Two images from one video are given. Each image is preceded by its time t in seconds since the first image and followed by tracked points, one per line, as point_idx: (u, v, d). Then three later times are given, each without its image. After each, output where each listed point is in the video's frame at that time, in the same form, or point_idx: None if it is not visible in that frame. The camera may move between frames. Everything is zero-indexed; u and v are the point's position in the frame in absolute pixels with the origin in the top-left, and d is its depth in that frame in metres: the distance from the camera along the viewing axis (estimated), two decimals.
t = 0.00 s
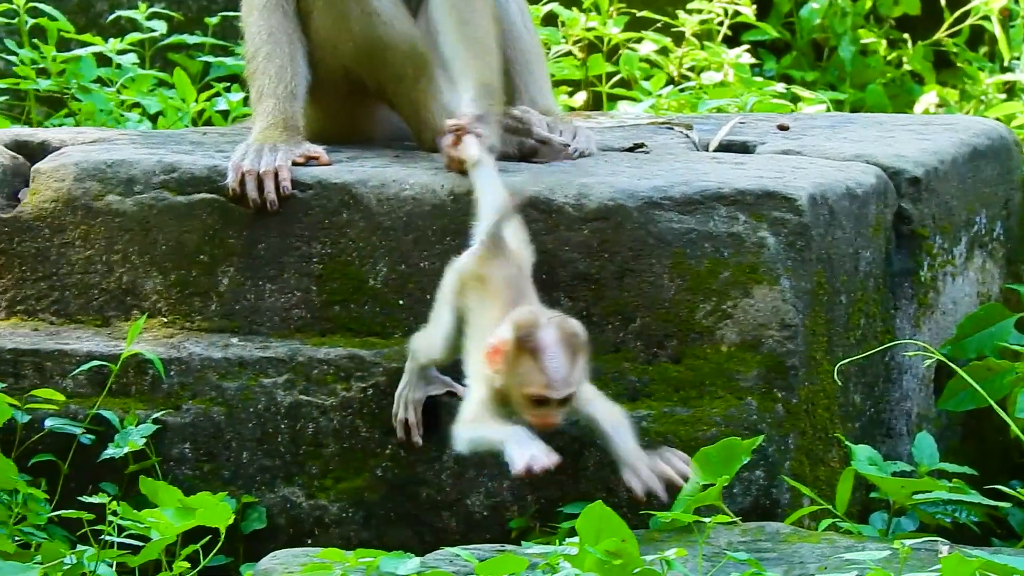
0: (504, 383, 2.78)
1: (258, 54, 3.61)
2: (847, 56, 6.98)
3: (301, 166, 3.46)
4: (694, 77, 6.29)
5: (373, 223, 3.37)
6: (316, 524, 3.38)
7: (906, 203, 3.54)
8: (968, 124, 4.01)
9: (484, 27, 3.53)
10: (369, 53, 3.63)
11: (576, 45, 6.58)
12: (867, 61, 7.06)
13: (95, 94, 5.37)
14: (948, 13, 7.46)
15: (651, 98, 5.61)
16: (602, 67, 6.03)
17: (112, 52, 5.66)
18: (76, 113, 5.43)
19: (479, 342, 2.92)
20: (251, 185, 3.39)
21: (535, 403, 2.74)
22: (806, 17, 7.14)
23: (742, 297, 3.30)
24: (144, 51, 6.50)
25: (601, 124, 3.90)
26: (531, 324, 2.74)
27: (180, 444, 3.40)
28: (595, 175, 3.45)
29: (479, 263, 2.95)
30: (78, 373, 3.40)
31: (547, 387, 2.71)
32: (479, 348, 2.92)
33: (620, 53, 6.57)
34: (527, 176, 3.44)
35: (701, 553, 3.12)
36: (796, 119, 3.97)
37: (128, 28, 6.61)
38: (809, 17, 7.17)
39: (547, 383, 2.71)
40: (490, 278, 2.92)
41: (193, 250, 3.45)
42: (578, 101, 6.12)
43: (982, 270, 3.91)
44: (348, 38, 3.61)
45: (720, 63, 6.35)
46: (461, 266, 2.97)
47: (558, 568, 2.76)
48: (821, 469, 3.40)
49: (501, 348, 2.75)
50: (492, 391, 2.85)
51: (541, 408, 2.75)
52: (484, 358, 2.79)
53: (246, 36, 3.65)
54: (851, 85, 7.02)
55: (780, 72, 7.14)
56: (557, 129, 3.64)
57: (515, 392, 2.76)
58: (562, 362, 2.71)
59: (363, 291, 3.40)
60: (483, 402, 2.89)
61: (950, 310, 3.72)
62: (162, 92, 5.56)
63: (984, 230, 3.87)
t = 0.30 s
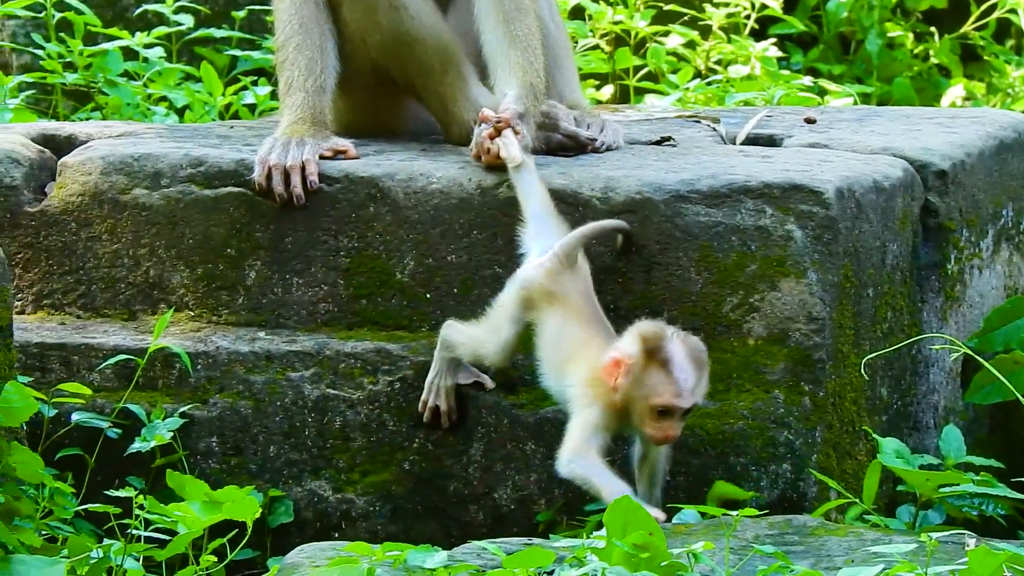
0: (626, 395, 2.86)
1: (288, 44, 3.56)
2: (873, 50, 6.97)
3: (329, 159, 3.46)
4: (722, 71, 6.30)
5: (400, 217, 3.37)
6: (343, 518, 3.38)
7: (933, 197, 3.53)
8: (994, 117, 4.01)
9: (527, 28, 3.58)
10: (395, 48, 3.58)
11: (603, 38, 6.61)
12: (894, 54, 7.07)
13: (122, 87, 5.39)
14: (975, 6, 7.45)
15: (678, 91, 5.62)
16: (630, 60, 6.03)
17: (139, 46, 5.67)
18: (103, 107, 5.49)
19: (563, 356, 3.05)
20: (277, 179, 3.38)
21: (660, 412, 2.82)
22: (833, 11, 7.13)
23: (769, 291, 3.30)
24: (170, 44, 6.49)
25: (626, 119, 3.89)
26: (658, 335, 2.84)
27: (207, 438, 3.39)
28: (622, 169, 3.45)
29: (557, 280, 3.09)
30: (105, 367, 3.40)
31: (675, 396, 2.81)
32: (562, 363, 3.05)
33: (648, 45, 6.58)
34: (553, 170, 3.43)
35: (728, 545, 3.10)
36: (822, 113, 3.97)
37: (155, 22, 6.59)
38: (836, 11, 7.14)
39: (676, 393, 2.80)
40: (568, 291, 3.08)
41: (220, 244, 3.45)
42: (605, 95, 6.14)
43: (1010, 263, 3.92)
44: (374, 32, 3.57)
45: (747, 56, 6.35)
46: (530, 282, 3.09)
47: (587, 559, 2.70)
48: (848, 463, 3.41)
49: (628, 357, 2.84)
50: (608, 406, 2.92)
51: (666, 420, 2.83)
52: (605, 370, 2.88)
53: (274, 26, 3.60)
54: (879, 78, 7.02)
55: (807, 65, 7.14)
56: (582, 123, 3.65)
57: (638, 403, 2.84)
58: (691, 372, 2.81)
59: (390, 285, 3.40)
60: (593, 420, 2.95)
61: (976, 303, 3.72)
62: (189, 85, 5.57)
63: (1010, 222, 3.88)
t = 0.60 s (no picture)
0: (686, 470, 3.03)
1: (305, 38, 3.57)
2: (891, 44, 7.00)
3: (346, 152, 3.45)
4: (740, 65, 6.34)
5: (417, 210, 3.38)
6: (361, 512, 3.37)
7: (949, 190, 3.54)
8: (1010, 109, 4.02)
9: (562, 25, 3.70)
10: (409, 42, 3.56)
11: (620, 31, 6.65)
12: (912, 47, 7.13)
13: (139, 81, 5.39)
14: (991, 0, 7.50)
15: (696, 84, 5.63)
16: (647, 54, 6.06)
17: (154, 39, 5.68)
18: (119, 100, 5.47)
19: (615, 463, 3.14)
20: (296, 172, 3.38)
21: (721, 479, 2.98)
22: (851, 5, 7.15)
23: (787, 284, 3.31)
24: (187, 38, 6.50)
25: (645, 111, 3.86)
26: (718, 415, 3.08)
27: (224, 432, 3.39)
28: (639, 162, 3.44)
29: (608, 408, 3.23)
30: (122, 361, 3.40)
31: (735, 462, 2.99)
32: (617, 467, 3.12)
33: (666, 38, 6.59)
34: (571, 163, 3.43)
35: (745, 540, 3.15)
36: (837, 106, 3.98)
37: (172, 15, 6.59)
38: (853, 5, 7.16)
39: (735, 457, 3.01)
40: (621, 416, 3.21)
41: (237, 237, 3.45)
42: (622, 88, 6.18)
43: None
44: (390, 26, 3.55)
45: (763, 49, 6.36)
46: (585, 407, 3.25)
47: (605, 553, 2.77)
48: (865, 456, 3.42)
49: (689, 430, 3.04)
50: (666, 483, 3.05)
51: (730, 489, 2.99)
52: (665, 449, 3.06)
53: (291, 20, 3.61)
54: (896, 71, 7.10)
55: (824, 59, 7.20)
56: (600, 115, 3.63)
57: (700, 473, 2.99)
58: (749, 441, 3.03)
59: (407, 278, 3.41)
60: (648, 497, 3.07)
61: (992, 296, 3.73)
62: (207, 79, 5.58)
63: None
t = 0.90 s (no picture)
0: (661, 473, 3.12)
1: (288, 35, 3.50)
2: (871, 42, 7.01)
3: (327, 151, 3.43)
4: (719, 63, 6.36)
5: (399, 209, 3.36)
6: (340, 510, 3.37)
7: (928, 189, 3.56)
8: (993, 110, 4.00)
9: (570, 15, 3.56)
10: (392, 41, 3.49)
11: (603, 30, 6.85)
12: (891, 45, 7.07)
13: (119, 79, 5.39)
14: None
15: (676, 85, 5.63)
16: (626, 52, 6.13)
17: (134, 37, 5.69)
18: (98, 98, 5.45)
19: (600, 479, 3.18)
20: (277, 171, 3.35)
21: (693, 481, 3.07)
22: (831, 2, 7.23)
23: (767, 282, 3.33)
24: (166, 36, 6.45)
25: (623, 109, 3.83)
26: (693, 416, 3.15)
27: (203, 431, 3.38)
28: (620, 161, 3.42)
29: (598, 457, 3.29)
30: (100, 359, 3.37)
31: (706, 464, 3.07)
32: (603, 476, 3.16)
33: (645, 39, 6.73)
34: (552, 162, 3.41)
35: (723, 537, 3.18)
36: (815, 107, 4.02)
37: (151, 12, 6.54)
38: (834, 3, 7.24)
39: (706, 460, 3.07)
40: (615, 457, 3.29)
41: (217, 235, 3.44)
42: (603, 86, 6.19)
43: (1005, 255, 3.84)
44: (372, 24, 3.48)
45: (744, 49, 6.43)
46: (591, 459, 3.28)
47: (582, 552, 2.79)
48: (843, 454, 3.43)
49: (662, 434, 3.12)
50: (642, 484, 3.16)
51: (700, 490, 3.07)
52: (640, 452, 3.16)
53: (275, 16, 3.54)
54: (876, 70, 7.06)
55: (805, 58, 7.16)
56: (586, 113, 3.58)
57: (672, 475, 3.08)
58: (723, 443, 3.10)
59: (389, 277, 3.39)
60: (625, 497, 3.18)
61: (972, 294, 3.74)
62: (187, 76, 5.60)
63: (1007, 215, 3.83)
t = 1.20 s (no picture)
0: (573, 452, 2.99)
1: (177, 28, 3.52)
2: (760, 40, 7.02)
3: (216, 146, 3.44)
4: (611, 59, 6.38)
5: (288, 204, 3.36)
6: (229, 505, 3.36)
7: (819, 186, 3.59)
8: (881, 107, 4.09)
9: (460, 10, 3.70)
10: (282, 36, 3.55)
11: (493, 26, 6.87)
12: (779, 44, 7.11)
13: (4, 72, 5.40)
14: None
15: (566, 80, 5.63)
16: (517, 49, 6.16)
17: (23, 30, 5.72)
18: None
19: (502, 471, 3.02)
20: (164, 165, 3.36)
21: (610, 457, 2.95)
22: None
23: (657, 279, 3.31)
24: (58, 30, 6.42)
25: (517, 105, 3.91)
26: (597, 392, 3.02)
27: (91, 425, 3.38)
28: (509, 157, 3.43)
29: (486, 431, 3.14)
30: None
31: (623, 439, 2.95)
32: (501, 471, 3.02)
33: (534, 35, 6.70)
34: (441, 158, 3.42)
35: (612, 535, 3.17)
36: (710, 103, 4.05)
37: (41, 4, 6.50)
38: None
39: (622, 435, 2.95)
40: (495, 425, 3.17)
41: (107, 229, 3.44)
42: (491, 82, 6.28)
43: (894, 252, 3.94)
44: (262, 19, 3.53)
45: (635, 45, 6.45)
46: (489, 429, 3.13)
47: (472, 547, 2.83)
48: (733, 451, 3.42)
49: (572, 414, 2.97)
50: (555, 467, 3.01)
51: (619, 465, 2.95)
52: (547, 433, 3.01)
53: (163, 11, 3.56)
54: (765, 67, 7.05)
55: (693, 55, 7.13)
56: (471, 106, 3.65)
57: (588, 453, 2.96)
58: (635, 415, 2.98)
59: (278, 272, 3.40)
60: (532, 479, 3.03)
61: (863, 292, 3.76)
62: (75, 70, 5.61)
63: (896, 211, 3.91)
